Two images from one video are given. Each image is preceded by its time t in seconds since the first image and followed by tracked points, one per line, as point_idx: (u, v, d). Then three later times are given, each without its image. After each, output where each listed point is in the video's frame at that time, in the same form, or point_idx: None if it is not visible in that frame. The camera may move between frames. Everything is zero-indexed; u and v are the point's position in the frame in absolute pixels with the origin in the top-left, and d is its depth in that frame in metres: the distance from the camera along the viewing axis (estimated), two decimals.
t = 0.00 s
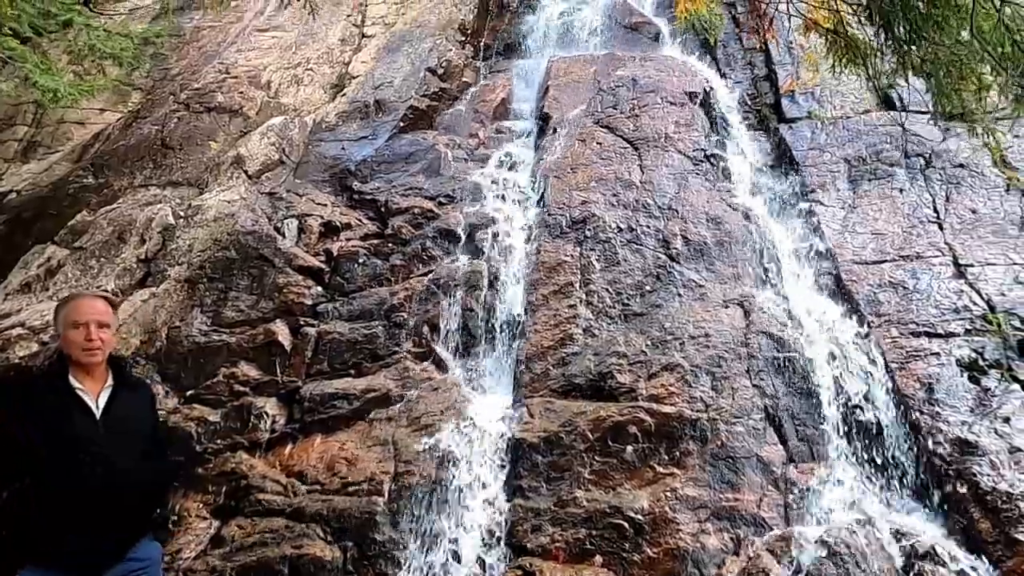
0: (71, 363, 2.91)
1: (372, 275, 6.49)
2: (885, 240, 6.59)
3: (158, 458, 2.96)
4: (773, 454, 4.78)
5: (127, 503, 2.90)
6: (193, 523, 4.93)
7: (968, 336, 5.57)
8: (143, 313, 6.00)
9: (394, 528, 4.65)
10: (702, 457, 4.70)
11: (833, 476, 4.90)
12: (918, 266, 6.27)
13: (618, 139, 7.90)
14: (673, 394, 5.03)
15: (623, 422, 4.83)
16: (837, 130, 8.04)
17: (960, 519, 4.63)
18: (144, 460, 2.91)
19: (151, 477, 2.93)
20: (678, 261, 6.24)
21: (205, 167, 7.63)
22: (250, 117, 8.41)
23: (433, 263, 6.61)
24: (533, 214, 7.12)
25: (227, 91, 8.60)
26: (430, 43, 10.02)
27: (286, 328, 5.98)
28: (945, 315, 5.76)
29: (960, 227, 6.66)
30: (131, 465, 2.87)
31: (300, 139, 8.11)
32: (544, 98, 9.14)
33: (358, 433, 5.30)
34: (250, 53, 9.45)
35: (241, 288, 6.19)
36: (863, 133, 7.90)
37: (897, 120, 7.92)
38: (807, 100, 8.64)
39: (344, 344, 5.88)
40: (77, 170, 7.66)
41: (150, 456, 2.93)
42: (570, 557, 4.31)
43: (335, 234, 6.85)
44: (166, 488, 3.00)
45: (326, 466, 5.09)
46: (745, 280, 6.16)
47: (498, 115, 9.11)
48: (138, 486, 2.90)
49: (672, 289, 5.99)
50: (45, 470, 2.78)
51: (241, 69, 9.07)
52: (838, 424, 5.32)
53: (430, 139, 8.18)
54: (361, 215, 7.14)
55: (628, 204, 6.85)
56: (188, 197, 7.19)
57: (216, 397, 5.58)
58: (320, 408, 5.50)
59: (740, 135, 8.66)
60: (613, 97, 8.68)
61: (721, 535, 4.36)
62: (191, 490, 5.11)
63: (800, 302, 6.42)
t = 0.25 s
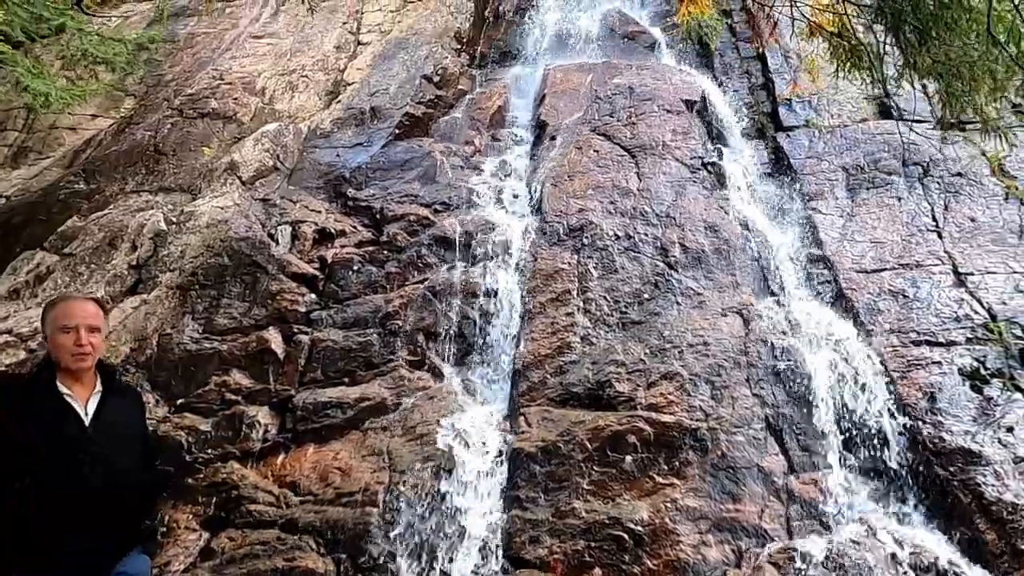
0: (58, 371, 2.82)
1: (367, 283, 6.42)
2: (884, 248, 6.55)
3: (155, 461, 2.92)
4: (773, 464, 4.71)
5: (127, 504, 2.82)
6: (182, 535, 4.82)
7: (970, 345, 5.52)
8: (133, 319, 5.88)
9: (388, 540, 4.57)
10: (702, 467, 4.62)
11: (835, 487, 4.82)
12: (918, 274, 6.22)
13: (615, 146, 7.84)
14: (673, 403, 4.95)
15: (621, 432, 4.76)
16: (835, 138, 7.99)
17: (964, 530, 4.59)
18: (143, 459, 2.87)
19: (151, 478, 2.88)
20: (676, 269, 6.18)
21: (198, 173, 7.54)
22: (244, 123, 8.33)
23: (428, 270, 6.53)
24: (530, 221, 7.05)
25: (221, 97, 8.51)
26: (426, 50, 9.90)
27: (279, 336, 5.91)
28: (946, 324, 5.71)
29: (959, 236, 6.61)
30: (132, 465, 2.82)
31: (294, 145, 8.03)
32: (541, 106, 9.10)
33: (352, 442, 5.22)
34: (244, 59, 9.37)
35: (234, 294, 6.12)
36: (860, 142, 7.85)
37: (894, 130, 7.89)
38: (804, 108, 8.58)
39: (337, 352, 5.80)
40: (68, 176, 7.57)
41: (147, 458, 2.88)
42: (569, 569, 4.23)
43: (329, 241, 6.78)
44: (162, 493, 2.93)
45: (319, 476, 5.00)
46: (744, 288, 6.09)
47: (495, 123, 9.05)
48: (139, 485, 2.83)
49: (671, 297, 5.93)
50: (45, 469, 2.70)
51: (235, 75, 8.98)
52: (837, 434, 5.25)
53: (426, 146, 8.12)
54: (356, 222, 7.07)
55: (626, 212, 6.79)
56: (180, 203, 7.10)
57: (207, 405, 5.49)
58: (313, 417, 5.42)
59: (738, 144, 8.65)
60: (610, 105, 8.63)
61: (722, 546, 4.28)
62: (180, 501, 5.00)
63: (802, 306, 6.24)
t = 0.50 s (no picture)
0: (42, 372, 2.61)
1: (361, 290, 6.35)
2: (882, 255, 6.50)
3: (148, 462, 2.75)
4: (773, 474, 4.65)
5: (127, 504, 2.64)
6: (170, 547, 4.70)
7: (970, 353, 5.45)
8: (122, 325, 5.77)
9: (382, 551, 4.53)
10: (702, 477, 4.58)
11: (837, 494, 4.77)
12: (917, 282, 6.17)
13: (612, 154, 7.79)
14: (670, 412, 4.91)
15: (620, 441, 4.72)
16: (832, 147, 7.96)
17: (968, 541, 4.52)
18: (139, 460, 2.70)
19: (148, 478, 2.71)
20: (673, 276, 6.12)
21: (190, 179, 7.45)
22: (238, 129, 8.23)
23: (423, 277, 6.47)
24: (526, 229, 6.99)
25: (214, 102, 8.43)
26: (421, 58, 9.77)
27: (271, 344, 5.84)
28: (946, 332, 5.65)
29: (957, 244, 6.56)
30: (129, 464, 2.65)
31: (288, 152, 7.95)
32: (536, 113, 9.04)
33: (345, 451, 5.16)
34: (238, 66, 9.29)
35: (225, 301, 6.03)
36: (857, 150, 7.82)
37: (891, 139, 7.86)
38: (801, 116, 8.52)
39: (330, 359, 5.74)
40: (58, 182, 7.47)
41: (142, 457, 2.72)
42: None
43: (323, 248, 6.72)
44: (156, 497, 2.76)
45: (310, 485, 4.92)
46: (742, 296, 6.03)
47: (491, 130, 9.00)
48: (138, 485, 2.66)
49: (668, 304, 5.86)
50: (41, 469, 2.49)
51: (229, 81, 8.90)
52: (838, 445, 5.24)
53: (421, 153, 8.06)
54: (350, 228, 7.00)
55: (622, 219, 6.73)
56: (172, 209, 7.01)
57: (196, 413, 5.37)
58: (305, 425, 5.35)
59: (734, 152, 8.64)
60: (606, 113, 8.58)
61: (723, 558, 4.20)
62: (168, 511, 4.90)
63: (798, 316, 6.23)
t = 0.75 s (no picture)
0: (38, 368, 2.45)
1: (355, 296, 6.28)
2: (881, 262, 6.46)
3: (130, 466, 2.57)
4: (774, 482, 4.59)
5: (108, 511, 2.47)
6: (159, 556, 4.69)
7: (971, 360, 5.40)
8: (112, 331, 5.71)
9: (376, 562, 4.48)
10: (702, 485, 4.52)
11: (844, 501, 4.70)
12: (916, 289, 6.12)
13: (609, 161, 7.75)
14: (670, 419, 4.85)
15: (618, 448, 4.66)
16: (830, 154, 7.90)
17: (973, 550, 4.46)
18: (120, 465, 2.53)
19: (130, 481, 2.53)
20: (671, 283, 6.06)
21: (184, 185, 7.38)
22: (232, 134, 8.15)
23: (419, 283, 6.40)
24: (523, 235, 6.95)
25: (210, 108, 8.36)
26: (417, 65, 9.68)
27: (264, 350, 5.78)
28: (947, 339, 5.59)
29: (955, 251, 6.51)
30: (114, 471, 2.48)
31: (284, 158, 7.89)
32: (533, 121, 9.01)
33: (339, 459, 5.09)
34: (233, 72, 9.24)
35: (218, 306, 5.96)
36: (855, 158, 7.76)
37: (888, 146, 7.81)
38: (797, 124, 8.51)
39: (325, 366, 5.67)
40: (49, 188, 7.41)
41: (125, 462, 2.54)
42: None
43: (318, 253, 6.66)
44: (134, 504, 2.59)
45: (303, 494, 4.86)
46: (741, 303, 5.99)
47: (487, 138, 8.97)
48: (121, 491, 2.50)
49: (667, 311, 5.81)
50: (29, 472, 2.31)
51: (224, 87, 8.84)
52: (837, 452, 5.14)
53: (418, 160, 8.00)
54: (346, 235, 6.94)
55: (620, 226, 6.68)
56: (165, 215, 6.95)
57: (188, 420, 5.35)
58: (299, 432, 5.29)
59: (730, 160, 8.58)
60: (603, 120, 8.53)
61: (723, 568, 4.14)
62: (158, 521, 4.86)
63: (797, 323, 6.17)
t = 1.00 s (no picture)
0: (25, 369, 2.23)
1: (348, 306, 6.23)
2: (875, 274, 6.43)
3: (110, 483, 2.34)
4: (772, 494, 4.57)
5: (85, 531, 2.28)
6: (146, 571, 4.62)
7: (967, 371, 5.38)
8: (100, 343, 5.67)
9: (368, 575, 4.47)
10: (699, 497, 4.48)
11: (836, 515, 4.75)
12: (911, 300, 6.09)
13: (603, 173, 7.71)
14: (666, 430, 4.80)
15: (615, 460, 4.61)
16: (824, 167, 7.86)
17: (973, 563, 4.41)
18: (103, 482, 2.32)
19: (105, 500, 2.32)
20: (666, 294, 6.03)
21: (176, 195, 7.31)
22: (225, 145, 8.10)
23: (412, 294, 6.36)
24: (518, 247, 6.90)
25: (202, 119, 8.32)
26: (411, 77, 9.58)
27: (255, 361, 5.74)
28: (942, 350, 5.56)
29: (949, 262, 6.49)
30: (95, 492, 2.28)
31: (276, 169, 7.83)
32: (527, 134, 8.98)
33: (330, 471, 5.08)
34: (227, 84, 9.19)
35: (208, 317, 5.90)
36: (848, 170, 7.73)
37: (881, 159, 7.80)
38: (791, 137, 8.44)
39: (316, 377, 5.65)
40: (38, 197, 7.35)
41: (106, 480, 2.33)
42: None
43: (310, 264, 6.60)
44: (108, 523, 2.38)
45: (293, 507, 4.83)
46: (736, 315, 5.95)
47: (481, 151, 8.93)
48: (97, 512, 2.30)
49: (662, 322, 5.77)
50: None
51: (217, 98, 8.80)
52: (835, 464, 5.16)
53: (412, 171, 7.96)
54: (338, 245, 6.88)
55: (614, 237, 6.65)
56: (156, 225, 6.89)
57: (176, 432, 5.29)
58: (289, 444, 5.27)
59: (724, 172, 8.52)
60: (597, 133, 8.45)
61: None
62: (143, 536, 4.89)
63: (794, 335, 6.14)
